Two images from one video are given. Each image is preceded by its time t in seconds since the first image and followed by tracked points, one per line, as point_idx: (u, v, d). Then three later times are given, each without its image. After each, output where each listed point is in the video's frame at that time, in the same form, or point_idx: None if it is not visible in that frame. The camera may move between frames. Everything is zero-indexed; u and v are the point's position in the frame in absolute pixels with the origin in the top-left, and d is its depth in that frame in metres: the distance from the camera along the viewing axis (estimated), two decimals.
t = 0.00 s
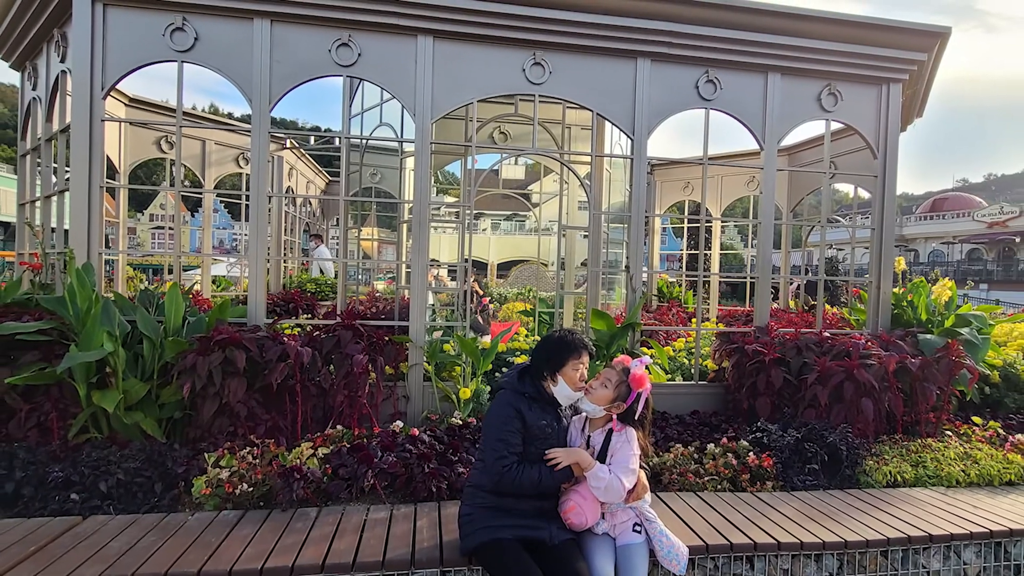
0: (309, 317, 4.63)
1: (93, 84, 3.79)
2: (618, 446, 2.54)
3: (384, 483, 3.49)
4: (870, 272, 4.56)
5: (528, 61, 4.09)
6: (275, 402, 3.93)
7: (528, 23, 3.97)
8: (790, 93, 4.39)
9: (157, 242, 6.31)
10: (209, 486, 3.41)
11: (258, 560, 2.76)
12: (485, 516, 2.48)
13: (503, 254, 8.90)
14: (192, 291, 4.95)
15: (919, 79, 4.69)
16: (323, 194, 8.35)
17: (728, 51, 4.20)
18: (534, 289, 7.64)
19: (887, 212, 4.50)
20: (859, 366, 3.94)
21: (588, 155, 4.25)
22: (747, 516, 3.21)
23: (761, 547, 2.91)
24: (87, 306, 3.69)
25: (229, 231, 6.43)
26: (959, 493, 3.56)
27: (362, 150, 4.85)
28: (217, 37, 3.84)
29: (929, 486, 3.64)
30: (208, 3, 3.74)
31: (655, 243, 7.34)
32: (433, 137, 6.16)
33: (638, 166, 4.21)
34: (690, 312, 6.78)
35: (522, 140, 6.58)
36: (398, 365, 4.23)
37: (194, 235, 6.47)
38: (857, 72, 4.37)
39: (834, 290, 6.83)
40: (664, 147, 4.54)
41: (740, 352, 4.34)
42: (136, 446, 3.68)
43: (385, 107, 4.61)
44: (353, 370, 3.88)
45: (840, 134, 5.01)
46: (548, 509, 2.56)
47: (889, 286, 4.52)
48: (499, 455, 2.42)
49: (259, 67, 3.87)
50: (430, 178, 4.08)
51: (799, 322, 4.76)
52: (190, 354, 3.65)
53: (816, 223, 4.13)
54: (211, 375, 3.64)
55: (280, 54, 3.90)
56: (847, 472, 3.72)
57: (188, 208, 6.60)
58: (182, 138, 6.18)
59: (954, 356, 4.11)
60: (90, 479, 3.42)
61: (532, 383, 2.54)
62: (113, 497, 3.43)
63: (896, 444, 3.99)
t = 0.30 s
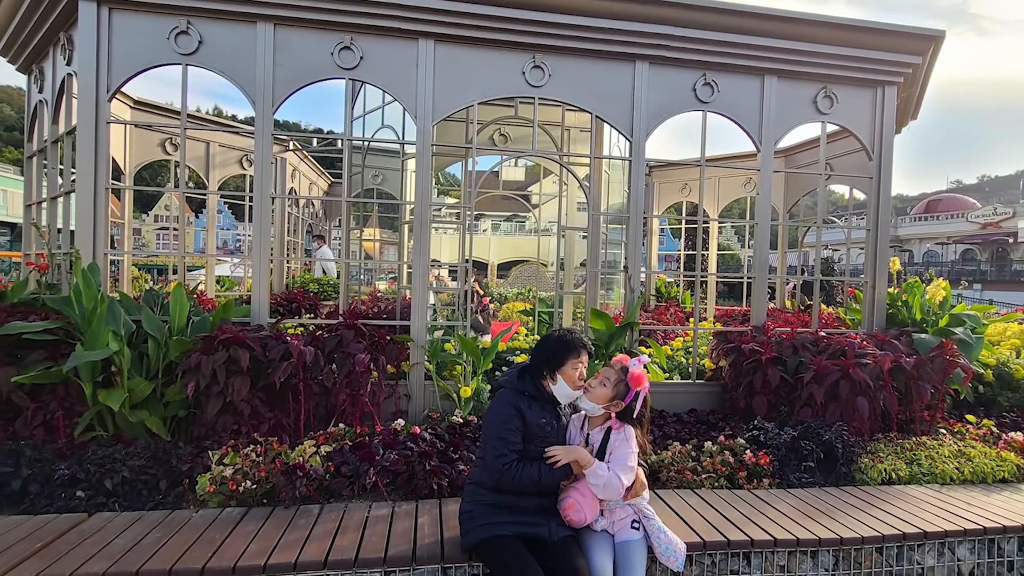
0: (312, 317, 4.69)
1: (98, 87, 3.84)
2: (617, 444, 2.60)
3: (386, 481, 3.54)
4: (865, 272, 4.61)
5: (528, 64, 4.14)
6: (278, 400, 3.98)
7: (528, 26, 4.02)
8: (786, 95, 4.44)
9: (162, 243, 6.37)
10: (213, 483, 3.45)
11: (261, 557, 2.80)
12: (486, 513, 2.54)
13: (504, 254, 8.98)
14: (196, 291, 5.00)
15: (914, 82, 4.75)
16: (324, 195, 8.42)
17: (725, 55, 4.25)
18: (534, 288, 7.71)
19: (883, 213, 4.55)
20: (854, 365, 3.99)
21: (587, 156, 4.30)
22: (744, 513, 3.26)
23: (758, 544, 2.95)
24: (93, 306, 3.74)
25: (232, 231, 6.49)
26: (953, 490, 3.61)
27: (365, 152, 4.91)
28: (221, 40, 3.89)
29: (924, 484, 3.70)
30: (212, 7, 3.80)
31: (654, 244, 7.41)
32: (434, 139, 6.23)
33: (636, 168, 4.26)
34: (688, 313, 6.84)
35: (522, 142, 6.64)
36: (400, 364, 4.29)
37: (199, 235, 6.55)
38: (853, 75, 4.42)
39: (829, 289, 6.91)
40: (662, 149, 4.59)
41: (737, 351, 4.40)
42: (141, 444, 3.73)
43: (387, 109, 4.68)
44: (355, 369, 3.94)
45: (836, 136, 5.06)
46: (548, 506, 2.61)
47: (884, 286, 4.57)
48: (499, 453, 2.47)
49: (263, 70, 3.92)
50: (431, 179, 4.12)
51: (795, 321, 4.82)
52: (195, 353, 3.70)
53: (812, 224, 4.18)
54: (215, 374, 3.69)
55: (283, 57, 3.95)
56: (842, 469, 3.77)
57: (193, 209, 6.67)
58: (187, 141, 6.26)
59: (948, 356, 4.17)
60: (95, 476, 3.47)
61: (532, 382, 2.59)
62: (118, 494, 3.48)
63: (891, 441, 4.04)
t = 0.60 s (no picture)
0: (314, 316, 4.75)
1: (104, 90, 3.90)
2: (615, 442, 2.65)
3: (388, 478, 3.59)
4: (861, 272, 4.67)
5: (527, 67, 4.20)
6: (281, 399, 4.03)
7: (530, 30, 4.07)
8: (783, 98, 4.50)
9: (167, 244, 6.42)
10: (217, 481, 3.50)
11: (265, 553, 2.85)
12: (486, 509, 2.59)
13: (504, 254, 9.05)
14: (200, 291, 5.06)
15: (909, 84, 4.80)
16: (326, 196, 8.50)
17: (723, 58, 4.30)
18: (534, 288, 7.78)
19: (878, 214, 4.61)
20: (850, 364, 4.05)
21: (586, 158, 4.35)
22: (741, 510, 3.31)
23: (755, 541, 2.99)
24: (98, 305, 3.79)
25: (236, 232, 6.56)
26: (947, 487, 3.66)
27: (367, 154, 4.97)
28: (225, 44, 3.95)
29: (918, 481, 3.74)
30: (217, 11, 3.84)
31: (652, 244, 7.47)
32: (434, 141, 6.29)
33: (635, 170, 4.31)
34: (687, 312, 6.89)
35: (522, 143, 6.71)
36: (401, 363, 4.35)
37: (203, 236, 6.61)
38: (849, 77, 4.47)
39: (825, 289, 6.97)
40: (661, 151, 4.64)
41: (734, 351, 4.46)
42: (146, 441, 3.78)
43: (389, 112, 4.74)
44: (357, 368, 4.00)
45: (832, 137, 5.11)
46: (547, 503, 2.66)
47: (879, 286, 4.63)
48: (500, 451, 2.52)
49: (266, 73, 3.97)
50: (432, 180, 4.14)
51: (792, 321, 4.87)
52: (199, 352, 3.75)
53: (808, 224, 4.24)
54: (219, 373, 3.73)
55: (287, 60, 4.00)
56: (838, 467, 3.82)
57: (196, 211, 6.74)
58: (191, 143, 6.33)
59: (943, 354, 4.20)
60: (101, 474, 3.51)
61: (532, 381, 2.65)
62: (124, 492, 3.52)
63: (886, 439, 4.10)
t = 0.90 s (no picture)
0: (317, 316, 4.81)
1: (110, 93, 3.95)
2: (614, 440, 2.70)
3: (389, 476, 3.65)
4: (856, 272, 4.73)
5: (527, 70, 4.25)
6: (284, 397, 4.09)
7: (522, 33, 4.12)
8: (779, 101, 4.55)
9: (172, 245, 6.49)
10: (221, 478, 3.56)
11: (268, 549, 2.90)
12: (486, 505, 2.65)
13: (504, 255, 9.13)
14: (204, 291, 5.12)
15: (903, 87, 4.86)
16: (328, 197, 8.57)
17: (720, 61, 4.35)
18: (533, 288, 7.84)
19: (873, 215, 4.67)
20: (845, 362, 4.11)
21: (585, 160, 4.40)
22: (738, 507, 3.36)
23: (751, 537, 3.04)
24: (104, 305, 3.84)
25: (240, 233, 6.63)
26: (942, 484, 3.71)
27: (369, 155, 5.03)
28: (229, 47, 4.00)
29: (913, 478, 3.80)
30: (221, 15, 3.90)
31: (650, 245, 7.54)
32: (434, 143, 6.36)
33: (633, 171, 4.37)
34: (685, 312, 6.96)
35: (522, 145, 6.78)
36: (403, 362, 4.41)
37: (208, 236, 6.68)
38: (844, 80, 4.53)
39: (821, 289, 7.05)
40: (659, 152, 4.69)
41: (731, 350, 4.52)
42: (151, 439, 3.83)
43: (390, 114, 4.80)
44: (359, 367, 4.06)
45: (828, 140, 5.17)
46: (546, 499, 2.71)
47: (874, 286, 4.69)
48: (500, 449, 2.58)
49: (269, 76, 4.03)
50: (434, 182, 4.22)
51: (787, 321, 4.93)
52: (203, 351, 3.80)
53: (804, 225, 4.29)
54: (223, 372, 3.78)
55: (290, 63, 4.05)
56: (833, 464, 3.87)
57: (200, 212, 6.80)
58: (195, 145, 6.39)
59: (936, 354, 4.27)
60: (106, 471, 3.57)
61: (532, 380, 2.70)
62: (129, 489, 3.57)
63: (881, 437, 4.15)
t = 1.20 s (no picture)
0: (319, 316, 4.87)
1: (115, 95, 4.00)
2: (612, 438, 2.75)
3: (391, 473, 3.71)
4: (851, 273, 4.78)
5: (527, 73, 4.31)
6: (287, 395, 4.15)
7: (523, 37, 4.18)
8: (776, 103, 4.61)
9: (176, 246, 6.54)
10: (225, 475, 3.60)
11: (272, 546, 2.95)
12: (486, 502, 2.70)
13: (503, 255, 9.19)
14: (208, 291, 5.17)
15: (898, 90, 4.92)
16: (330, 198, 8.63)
17: (717, 63, 4.41)
18: (533, 288, 7.90)
19: (868, 216, 4.73)
20: (840, 361, 4.18)
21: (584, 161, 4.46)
22: (734, 504, 3.41)
23: (748, 534, 3.09)
24: (110, 305, 3.90)
25: (243, 234, 6.68)
26: (936, 481, 3.77)
27: (371, 157, 5.09)
28: (233, 50, 4.06)
29: (907, 476, 3.85)
30: (225, 19, 3.96)
31: (649, 245, 7.61)
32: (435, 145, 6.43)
33: (632, 173, 4.43)
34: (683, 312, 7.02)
35: (522, 147, 6.85)
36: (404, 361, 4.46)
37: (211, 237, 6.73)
38: (840, 83, 4.59)
39: (818, 290, 7.12)
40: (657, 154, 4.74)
41: (728, 349, 4.57)
42: (156, 437, 3.88)
43: (392, 116, 4.85)
44: (361, 365, 4.12)
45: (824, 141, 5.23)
46: (545, 495, 2.76)
47: (869, 286, 4.74)
48: (500, 446, 2.64)
49: (273, 79, 4.09)
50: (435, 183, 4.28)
51: (784, 320, 4.99)
52: (208, 350, 3.86)
53: (800, 225, 4.35)
54: (227, 371, 3.84)
55: (293, 66, 4.11)
56: (829, 461, 3.93)
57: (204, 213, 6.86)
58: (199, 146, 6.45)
59: (930, 353, 4.33)
60: (112, 468, 3.62)
61: (531, 378, 2.76)
62: (134, 486, 3.61)
63: (876, 435, 4.20)
